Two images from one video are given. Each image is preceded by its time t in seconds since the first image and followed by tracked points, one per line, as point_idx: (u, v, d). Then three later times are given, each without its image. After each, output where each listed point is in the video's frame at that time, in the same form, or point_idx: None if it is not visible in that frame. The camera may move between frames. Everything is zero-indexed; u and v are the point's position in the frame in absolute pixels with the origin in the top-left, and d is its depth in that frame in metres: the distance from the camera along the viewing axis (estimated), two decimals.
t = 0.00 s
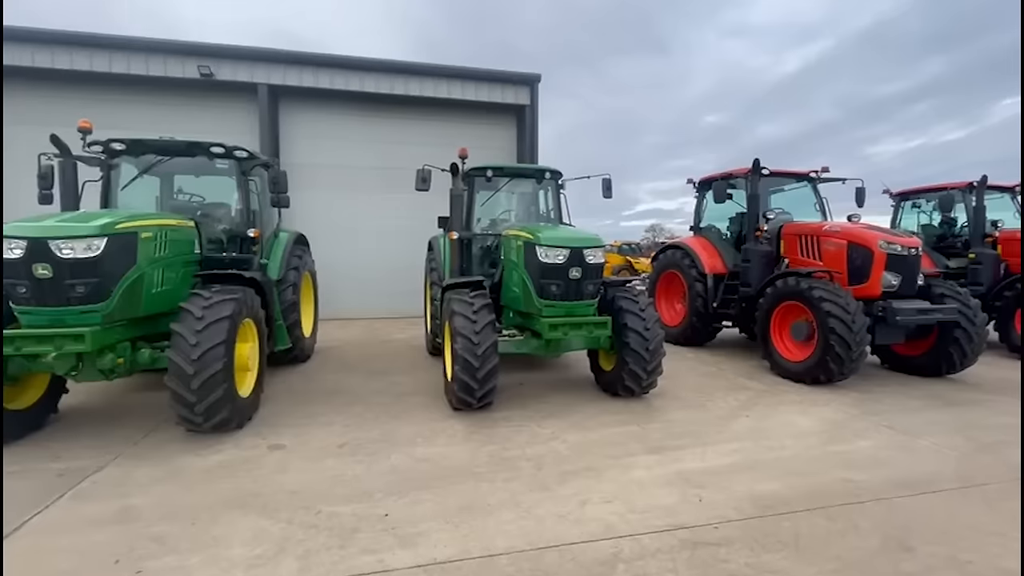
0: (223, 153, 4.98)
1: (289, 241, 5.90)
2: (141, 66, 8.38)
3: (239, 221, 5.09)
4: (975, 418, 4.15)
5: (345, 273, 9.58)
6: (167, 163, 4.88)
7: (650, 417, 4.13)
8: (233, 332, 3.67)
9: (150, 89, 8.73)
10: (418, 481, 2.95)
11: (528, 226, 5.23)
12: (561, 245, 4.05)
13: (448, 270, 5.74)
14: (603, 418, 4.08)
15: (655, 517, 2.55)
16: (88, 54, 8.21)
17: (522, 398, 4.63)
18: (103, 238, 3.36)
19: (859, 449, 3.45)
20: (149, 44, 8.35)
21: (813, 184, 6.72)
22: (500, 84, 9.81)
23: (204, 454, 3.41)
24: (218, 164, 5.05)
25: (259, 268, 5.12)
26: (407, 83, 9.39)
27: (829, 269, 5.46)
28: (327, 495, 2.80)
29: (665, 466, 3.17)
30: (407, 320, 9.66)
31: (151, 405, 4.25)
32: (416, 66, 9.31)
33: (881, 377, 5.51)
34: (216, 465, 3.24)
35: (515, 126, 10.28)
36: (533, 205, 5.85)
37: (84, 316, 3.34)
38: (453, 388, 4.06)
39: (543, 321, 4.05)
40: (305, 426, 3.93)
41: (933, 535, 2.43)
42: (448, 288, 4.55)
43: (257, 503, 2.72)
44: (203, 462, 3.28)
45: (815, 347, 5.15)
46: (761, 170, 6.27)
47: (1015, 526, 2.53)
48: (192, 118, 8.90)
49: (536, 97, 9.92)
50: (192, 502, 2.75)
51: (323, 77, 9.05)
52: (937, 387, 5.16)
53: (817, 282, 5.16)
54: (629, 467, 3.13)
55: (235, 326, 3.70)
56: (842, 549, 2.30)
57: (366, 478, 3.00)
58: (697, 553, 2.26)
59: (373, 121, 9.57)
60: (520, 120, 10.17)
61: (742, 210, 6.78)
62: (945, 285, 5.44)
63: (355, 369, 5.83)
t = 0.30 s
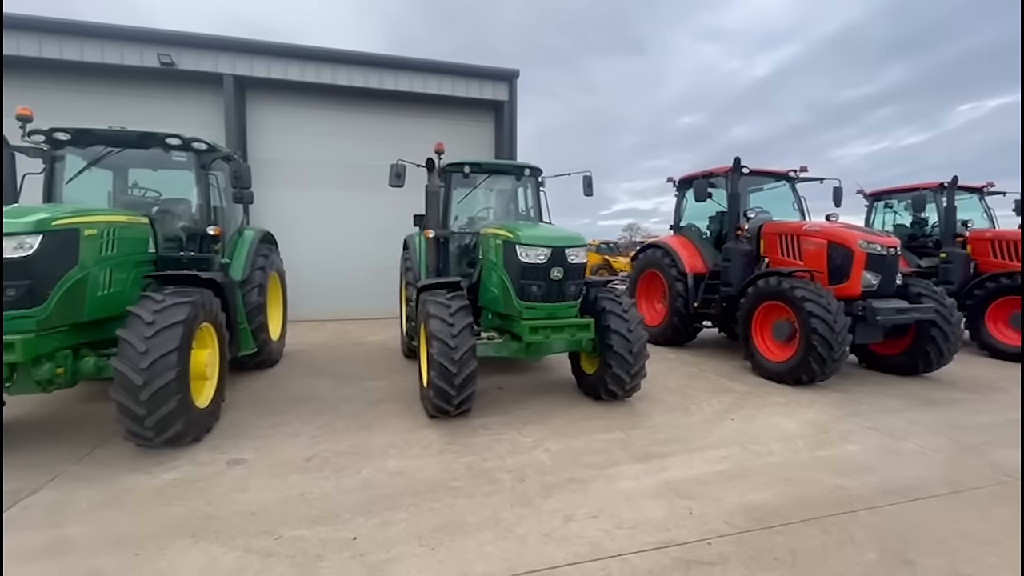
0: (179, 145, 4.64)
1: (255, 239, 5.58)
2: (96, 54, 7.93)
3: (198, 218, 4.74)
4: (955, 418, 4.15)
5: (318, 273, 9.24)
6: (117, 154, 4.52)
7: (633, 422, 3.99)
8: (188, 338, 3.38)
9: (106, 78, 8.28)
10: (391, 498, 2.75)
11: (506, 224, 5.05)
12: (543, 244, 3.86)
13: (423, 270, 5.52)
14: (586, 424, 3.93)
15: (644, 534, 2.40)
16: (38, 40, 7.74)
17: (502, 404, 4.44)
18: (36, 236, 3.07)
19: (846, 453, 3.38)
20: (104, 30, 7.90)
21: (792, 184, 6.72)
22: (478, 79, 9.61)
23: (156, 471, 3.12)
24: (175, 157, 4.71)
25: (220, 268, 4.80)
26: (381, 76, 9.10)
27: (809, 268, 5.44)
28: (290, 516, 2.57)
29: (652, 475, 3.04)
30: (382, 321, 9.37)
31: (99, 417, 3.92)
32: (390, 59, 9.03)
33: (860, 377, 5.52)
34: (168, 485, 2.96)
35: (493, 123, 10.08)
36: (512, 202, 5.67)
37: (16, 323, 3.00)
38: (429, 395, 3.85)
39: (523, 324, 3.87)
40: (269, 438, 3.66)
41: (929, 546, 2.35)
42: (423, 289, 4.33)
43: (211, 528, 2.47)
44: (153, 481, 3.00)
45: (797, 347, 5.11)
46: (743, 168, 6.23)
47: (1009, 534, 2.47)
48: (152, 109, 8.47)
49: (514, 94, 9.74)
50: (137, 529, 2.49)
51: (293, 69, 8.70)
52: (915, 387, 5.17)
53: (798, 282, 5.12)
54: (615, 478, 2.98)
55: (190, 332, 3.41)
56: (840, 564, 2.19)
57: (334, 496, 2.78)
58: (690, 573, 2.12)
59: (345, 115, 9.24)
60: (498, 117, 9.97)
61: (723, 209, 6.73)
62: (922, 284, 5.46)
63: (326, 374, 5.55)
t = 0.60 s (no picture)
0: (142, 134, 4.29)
1: (227, 236, 5.25)
2: (54, 39, 7.45)
3: (164, 213, 4.39)
4: (953, 419, 4.10)
5: (295, 272, 8.87)
6: (71, 143, 4.14)
7: (631, 427, 3.83)
8: (150, 345, 3.08)
9: (66, 65, 7.80)
10: (378, 519, 2.52)
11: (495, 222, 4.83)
12: (536, 242, 3.64)
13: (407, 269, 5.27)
14: (582, 431, 3.75)
15: (655, 554, 2.22)
16: None
17: (492, 410, 4.23)
18: None
19: (852, 459, 3.27)
20: (63, 13, 7.43)
21: (780, 182, 6.67)
22: (461, 74, 9.36)
23: (114, 492, 2.83)
24: (138, 147, 4.36)
25: (189, 267, 4.47)
26: (361, 69, 8.79)
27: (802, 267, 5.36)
28: (265, 542, 2.32)
29: (656, 486, 2.87)
30: (362, 322, 9.05)
31: (51, 430, 3.57)
32: (371, 50, 8.72)
33: (852, 377, 5.47)
34: (127, 507, 2.67)
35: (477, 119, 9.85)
36: (500, 199, 5.46)
37: None
38: (416, 402, 3.61)
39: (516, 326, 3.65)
40: (242, 451, 3.38)
41: (952, 560, 2.23)
42: (409, 289, 4.09)
43: (175, 560, 2.20)
44: (111, 504, 2.71)
45: (791, 347, 5.02)
46: (734, 165, 6.13)
47: None
48: (116, 98, 8.01)
49: (499, 89, 9.53)
50: (90, 562, 2.20)
51: (268, 59, 8.33)
52: (907, 386, 5.14)
53: (792, 281, 5.03)
54: (617, 491, 2.80)
55: (152, 337, 3.11)
56: None
57: (314, 518, 2.53)
58: None
59: (323, 109, 8.90)
60: (483, 113, 9.74)
61: (713, 207, 6.63)
62: (911, 284, 5.44)
63: (304, 380, 5.26)
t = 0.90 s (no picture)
0: (101, 123, 3.94)
1: (197, 234, 4.91)
2: (10, 22, 6.98)
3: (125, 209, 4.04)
4: (951, 423, 4.03)
5: (271, 272, 8.50)
6: (22, 134, 3.80)
7: (628, 437, 3.65)
8: (106, 355, 2.77)
9: (23, 51, 7.33)
10: (363, 548, 2.28)
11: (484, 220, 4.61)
12: (530, 242, 3.42)
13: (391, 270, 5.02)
14: (578, 442, 3.55)
15: None
16: None
17: (482, 419, 4.01)
18: None
19: (859, 469, 3.14)
20: None
21: (771, 182, 6.59)
22: (445, 68, 9.09)
23: (63, 521, 2.53)
24: (96, 137, 4.00)
25: (153, 268, 4.13)
26: (341, 61, 8.46)
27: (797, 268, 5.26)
28: None
29: (661, 503, 2.69)
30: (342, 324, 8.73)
31: None
32: (352, 42, 8.40)
33: (845, 379, 5.40)
34: (77, 539, 2.38)
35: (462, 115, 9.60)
36: (488, 197, 5.23)
37: None
38: (402, 413, 3.36)
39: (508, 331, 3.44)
40: (211, 470, 3.10)
41: None
42: (394, 291, 3.84)
43: None
44: (58, 535, 2.41)
45: (787, 350, 4.91)
46: (726, 164, 6.01)
47: None
48: (77, 87, 7.55)
49: (484, 85, 9.30)
50: None
51: (243, 49, 7.95)
52: (900, 388, 5.09)
53: (788, 283, 4.92)
54: (620, 510, 2.61)
55: (107, 347, 2.80)
56: None
57: (290, 548, 2.28)
58: None
59: (302, 102, 8.54)
60: (467, 109, 9.49)
61: (704, 206, 6.51)
62: (904, 285, 5.40)
63: (280, 388, 4.96)
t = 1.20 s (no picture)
0: (46, 103, 3.54)
1: (160, 228, 4.53)
2: None
3: (74, 199, 3.65)
4: (957, 427, 3.90)
5: (246, 270, 8.10)
6: None
7: (627, 446, 3.42)
8: (41, 361, 2.44)
9: None
10: None
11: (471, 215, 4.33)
12: (523, 236, 3.14)
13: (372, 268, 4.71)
14: (573, 451, 3.31)
15: None
16: None
17: (470, 426, 3.75)
18: None
19: (872, 479, 2.96)
20: None
21: (764, 178, 6.44)
22: (429, 60, 8.77)
23: None
24: (40, 118, 3.59)
25: (107, 265, 3.75)
26: (320, 49, 8.09)
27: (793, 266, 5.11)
28: None
29: (668, 522, 2.46)
30: (321, 325, 8.36)
31: None
32: (331, 29, 8.03)
33: (841, 380, 5.27)
34: None
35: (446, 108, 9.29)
36: (475, 191, 4.95)
37: None
38: (383, 424, 3.07)
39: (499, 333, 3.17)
40: (168, 490, 2.78)
41: None
42: (373, 291, 3.54)
43: None
44: None
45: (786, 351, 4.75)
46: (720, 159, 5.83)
47: None
48: (33, 71, 7.05)
49: (469, 78, 9.01)
50: None
51: (214, 34, 7.53)
52: (898, 389, 4.97)
53: (787, 282, 4.75)
54: (625, 531, 2.38)
55: (42, 353, 2.46)
56: None
57: None
58: None
59: (278, 93, 8.15)
60: (452, 102, 9.18)
61: (697, 203, 6.32)
62: (900, 284, 5.26)
63: (252, 393, 4.61)
